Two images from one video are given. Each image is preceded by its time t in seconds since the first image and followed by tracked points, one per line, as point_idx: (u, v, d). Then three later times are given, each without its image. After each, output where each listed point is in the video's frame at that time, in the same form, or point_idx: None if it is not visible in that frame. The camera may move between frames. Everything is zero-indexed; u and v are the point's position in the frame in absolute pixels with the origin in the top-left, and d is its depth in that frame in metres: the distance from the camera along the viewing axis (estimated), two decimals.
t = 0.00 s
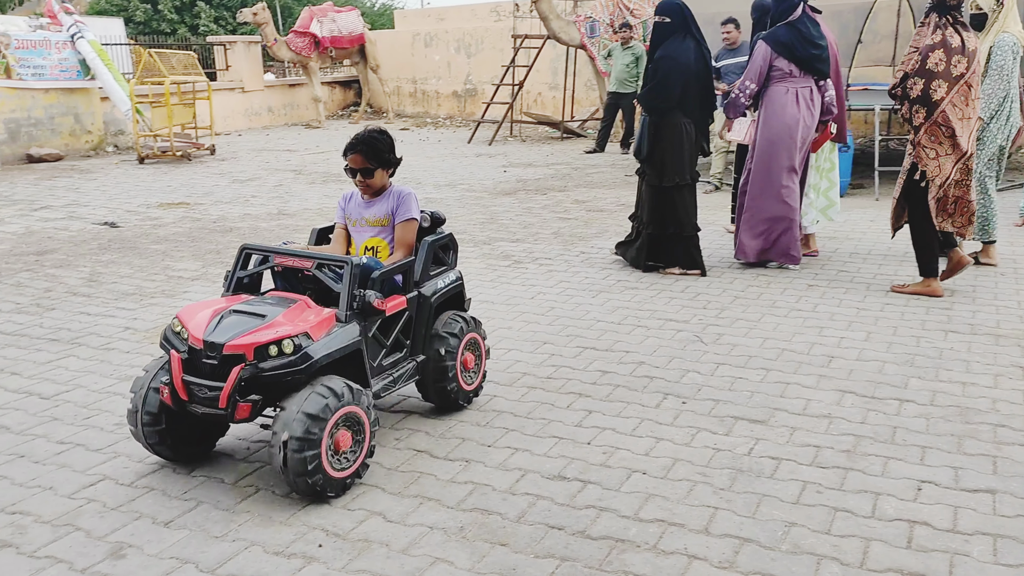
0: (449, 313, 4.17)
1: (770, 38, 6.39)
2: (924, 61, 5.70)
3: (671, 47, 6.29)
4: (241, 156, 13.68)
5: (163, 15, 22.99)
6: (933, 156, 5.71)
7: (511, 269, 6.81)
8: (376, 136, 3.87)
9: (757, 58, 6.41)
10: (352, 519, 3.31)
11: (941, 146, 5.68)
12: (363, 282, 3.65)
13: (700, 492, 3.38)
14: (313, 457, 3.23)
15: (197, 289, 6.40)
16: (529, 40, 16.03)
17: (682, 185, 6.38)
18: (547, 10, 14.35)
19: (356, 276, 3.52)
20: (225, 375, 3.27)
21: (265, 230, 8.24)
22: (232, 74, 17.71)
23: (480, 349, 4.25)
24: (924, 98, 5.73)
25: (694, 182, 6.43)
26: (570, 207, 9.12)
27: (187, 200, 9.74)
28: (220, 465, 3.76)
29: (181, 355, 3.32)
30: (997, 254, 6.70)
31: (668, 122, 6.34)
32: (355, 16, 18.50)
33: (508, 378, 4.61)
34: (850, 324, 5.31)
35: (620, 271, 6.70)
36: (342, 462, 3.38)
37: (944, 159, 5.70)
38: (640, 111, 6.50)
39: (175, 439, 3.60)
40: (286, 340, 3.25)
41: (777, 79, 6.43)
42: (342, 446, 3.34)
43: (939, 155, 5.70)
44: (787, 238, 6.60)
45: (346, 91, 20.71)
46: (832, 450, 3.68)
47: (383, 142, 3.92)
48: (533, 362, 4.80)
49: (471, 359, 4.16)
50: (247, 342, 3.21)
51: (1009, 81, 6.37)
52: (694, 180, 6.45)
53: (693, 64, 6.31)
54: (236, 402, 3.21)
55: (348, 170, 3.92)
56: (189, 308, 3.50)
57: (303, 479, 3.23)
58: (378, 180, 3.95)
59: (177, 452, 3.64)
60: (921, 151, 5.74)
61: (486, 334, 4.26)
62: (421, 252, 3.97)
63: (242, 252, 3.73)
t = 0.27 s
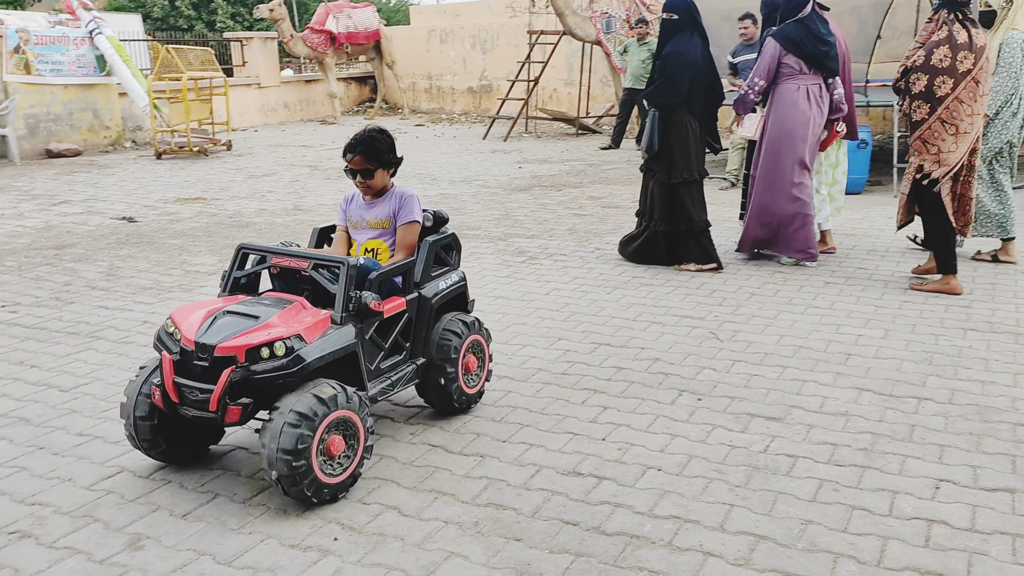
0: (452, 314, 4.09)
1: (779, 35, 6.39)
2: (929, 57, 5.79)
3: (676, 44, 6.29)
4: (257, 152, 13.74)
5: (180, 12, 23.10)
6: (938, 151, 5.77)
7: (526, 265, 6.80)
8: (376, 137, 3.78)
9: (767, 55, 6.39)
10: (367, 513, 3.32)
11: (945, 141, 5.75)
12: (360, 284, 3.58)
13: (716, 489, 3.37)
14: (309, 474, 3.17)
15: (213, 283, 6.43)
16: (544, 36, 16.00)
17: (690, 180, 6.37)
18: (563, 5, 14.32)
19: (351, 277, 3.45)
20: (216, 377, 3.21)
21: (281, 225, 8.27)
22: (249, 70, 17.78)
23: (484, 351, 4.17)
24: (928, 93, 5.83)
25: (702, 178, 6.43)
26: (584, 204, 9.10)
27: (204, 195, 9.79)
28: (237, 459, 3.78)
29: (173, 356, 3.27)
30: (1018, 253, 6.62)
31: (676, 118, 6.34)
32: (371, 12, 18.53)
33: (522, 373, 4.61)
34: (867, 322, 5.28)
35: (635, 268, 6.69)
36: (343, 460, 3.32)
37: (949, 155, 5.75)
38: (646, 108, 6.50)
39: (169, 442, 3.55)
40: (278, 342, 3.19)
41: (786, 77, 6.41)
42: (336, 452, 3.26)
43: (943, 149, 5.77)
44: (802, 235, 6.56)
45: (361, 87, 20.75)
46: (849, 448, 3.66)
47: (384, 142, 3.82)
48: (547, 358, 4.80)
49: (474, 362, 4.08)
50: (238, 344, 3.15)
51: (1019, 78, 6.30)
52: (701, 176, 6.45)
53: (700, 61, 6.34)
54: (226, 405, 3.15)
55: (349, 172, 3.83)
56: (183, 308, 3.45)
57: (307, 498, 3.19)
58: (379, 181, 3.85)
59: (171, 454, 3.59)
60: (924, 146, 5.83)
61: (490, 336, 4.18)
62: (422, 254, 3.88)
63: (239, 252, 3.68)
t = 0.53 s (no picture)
0: (453, 316, 3.99)
1: (789, 32, 6.35)
2: (936, 55, 5.76)
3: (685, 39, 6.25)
4: (273, 148, 13.80)
5: (196, 8, 23.20)
6: (947, 146, 5.73)
7: (541, 261, 6.80)
8: (376, 134, 3.66)
9: (776, 52, 6.36)
10: (382, 508, 3.33)
11: (954, 136, 5.72)
12: (357, 286, 3.50)
13: (732, 486, 3.36)
14: (307, 496, 3.15)
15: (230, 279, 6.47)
16: (560, 32, 15.96)
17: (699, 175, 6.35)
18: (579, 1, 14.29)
19: (347, 279, 3.37)
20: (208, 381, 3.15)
21: (297, 221, 8.30)
22: (265, 67, 17.86)
23: (486, 354, 4.08)
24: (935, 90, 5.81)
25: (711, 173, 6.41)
26: (599, 201, 9.09)
27: (220, 191, 9.84)
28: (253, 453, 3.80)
29: (165, 359, 3.21)
30: None
31: (685, 112, 6.30)
32: (386, 8, 18.55)
33: (537, 369, 4.61)
34: (885, 320, 5.24)
35: (650, 265, 6.67)
36: (341, 455, 3.25)
37: (958, 150, 5.71)
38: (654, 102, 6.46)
39: (161, 445, 3.51)
40: (270, 346, 3.12)
41: (796, 74, 6.38)
42: (331, 460, 3.19)
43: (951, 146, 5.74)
44: (816, 231, 6.53)
45: (376, 83, 20.78)
46: (866, 447, 3.64)
47: (384, 139, 3.71)
48: (562, 355, 4.80)
49: (475, 364, 3.98)
50: (229, 347, 3.08)
51: None
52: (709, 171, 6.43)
53: (708, 55, 6.32)
54: (217, 409, 3.09)
55: (348, 169, 3.71)
56: (176, 310, 3.38)
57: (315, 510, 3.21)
58: (380, 180, 3.73)
59: (165, 457, 3.54)
60: (932, 141, 5.80)
61: (492, 337, 4.08)
62: (423, 254, 3.78)
63: (235, 252, 3.61)
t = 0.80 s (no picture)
0: (454, 317, 3.94)
1: (795, 28, 6.37)
2: (942, 55, 5.72)
3: (690, 36, 6.25)
4: (284, 145, 13.83)
5: (207, 6, 23.27)
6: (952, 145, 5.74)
7: (551, 259, 6.80)
8: (377, 134, 3.63)
9: (784, 49, 6.37)
10: (393, 504, 3.34)
11: (960, 136, 5.72)
12: (355, 287, 3.46)
13: (742, 485, 3.35)
14: (312, 504, 3.15)
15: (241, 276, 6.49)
16: (571, 30, 15.94)
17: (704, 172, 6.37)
18: None
19: (345, 280, 3.32)
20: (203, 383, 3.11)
21: (307, 219, 8.32)
22: (275, 64, 17.91)
23: (488, 356, 4.01)
24: (941, 91, 5.78)
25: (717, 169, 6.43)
26: (609, 199, 9.07)
27: (230, 189, 9.87)
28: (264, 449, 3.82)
29: (161, 360, 3.17)
30: None
31: (691, 109, 6.29)
32: (396, 6, 18.56)
33: (547, 367, 4.62)
34: (897, 319, 5.21)
35: (661, 263, 6.66)
36: (337, 452, 3.20)
37: (962, 150, 5.73)
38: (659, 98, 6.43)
39: (158, 446, 3.48)
40: (266, 347, 3.07)
41: (802, 71, 6.39)
42: (329, 461, 3.16)
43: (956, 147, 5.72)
44: (821, 229, 6.51)
45: (386, 81, 20.80)
46: (878, 446, 3.62)
47: (384, 140, 3.68)
48: (572, 353, 4.79)
49: (477, 367, 3.92)
50: (225, 349, 3.04)
51: None
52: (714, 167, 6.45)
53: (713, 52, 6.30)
54: (212, 412, 3.05)
55: (348, 169, 3.68)
56: (172, 311, 3.34)
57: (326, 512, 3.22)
58: (380, 180, 3.70)
59: (163, 459, 3.52)
60: (937, 139, 5.80)
61: (493, 339, 4.02)
62: (423, 255, 3.73)
63: (234, 252, 3.57)
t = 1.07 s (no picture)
0: (456, 320, 3.86)
1: (806, 21, 6.37)
2: (955, 51, 5.73)
3: (700, 32, 6.29)
4: (299, 141, 13.88)
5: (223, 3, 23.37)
6: (969, 140, 5.70)
7: (565, 256, 6.79)
8: (378, 133, 3.57)
9: (795, 41, 6.36)
10: (408, 499, 3.35)
11: (976, 131, 5.69)
12: (353, 288, 3.38)
13: (758, 483, 3.34)
14: (320, 506, 3.14)
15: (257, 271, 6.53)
16: (586, 26, 15.91)
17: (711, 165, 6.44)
18: None
19: (342, 280, 3.24)
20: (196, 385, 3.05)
21: (322, 215, 8.35)
22: (291, 60, 17.97)
23: (491, 360, 3.93)
24: (954, 88, 5.77)
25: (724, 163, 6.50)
26: (624, 196, 9.05)
27: (246, 184, 9.92)
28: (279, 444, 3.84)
29: (153, 363, 3.12)
30: None
31: (699, 105, 6.35)
32: (411, 2, 18.57)
33: (562, 364, 4.61)
34: (915, 318, 5.18)
35: (676, 260, 6.64)
36: (328, 450, 3.13)
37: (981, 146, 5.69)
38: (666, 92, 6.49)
39: (153, 448, 3.44)
40: (259, 350, 3.01)
41: (813, 64, 6.40)
42: (324, 463, 3.10)
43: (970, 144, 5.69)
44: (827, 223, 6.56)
45: (401, 77, 20.83)
46: (895, 446, 3.60)
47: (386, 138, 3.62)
48: (587, 350, 4.79)
49: (479, 371, 3.84)
50: (218, 351, 2.98)
51: None
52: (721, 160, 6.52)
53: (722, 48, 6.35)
54: (203, 415, 2.99)
55: (348, 169, 3.62)
56: (168, 311, 3.30)
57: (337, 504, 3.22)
58: (381, 180, 3.64)
59: (159, 460, 3.48)
60: (951, 136, 5.75)
61: (497, 343, 3.94)
62: (424, 256, 3.66)
63: (231, 251, 3.51)
